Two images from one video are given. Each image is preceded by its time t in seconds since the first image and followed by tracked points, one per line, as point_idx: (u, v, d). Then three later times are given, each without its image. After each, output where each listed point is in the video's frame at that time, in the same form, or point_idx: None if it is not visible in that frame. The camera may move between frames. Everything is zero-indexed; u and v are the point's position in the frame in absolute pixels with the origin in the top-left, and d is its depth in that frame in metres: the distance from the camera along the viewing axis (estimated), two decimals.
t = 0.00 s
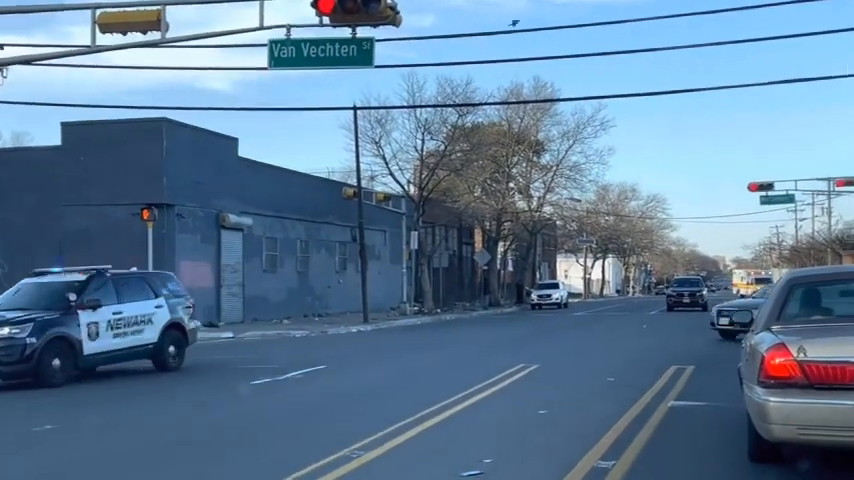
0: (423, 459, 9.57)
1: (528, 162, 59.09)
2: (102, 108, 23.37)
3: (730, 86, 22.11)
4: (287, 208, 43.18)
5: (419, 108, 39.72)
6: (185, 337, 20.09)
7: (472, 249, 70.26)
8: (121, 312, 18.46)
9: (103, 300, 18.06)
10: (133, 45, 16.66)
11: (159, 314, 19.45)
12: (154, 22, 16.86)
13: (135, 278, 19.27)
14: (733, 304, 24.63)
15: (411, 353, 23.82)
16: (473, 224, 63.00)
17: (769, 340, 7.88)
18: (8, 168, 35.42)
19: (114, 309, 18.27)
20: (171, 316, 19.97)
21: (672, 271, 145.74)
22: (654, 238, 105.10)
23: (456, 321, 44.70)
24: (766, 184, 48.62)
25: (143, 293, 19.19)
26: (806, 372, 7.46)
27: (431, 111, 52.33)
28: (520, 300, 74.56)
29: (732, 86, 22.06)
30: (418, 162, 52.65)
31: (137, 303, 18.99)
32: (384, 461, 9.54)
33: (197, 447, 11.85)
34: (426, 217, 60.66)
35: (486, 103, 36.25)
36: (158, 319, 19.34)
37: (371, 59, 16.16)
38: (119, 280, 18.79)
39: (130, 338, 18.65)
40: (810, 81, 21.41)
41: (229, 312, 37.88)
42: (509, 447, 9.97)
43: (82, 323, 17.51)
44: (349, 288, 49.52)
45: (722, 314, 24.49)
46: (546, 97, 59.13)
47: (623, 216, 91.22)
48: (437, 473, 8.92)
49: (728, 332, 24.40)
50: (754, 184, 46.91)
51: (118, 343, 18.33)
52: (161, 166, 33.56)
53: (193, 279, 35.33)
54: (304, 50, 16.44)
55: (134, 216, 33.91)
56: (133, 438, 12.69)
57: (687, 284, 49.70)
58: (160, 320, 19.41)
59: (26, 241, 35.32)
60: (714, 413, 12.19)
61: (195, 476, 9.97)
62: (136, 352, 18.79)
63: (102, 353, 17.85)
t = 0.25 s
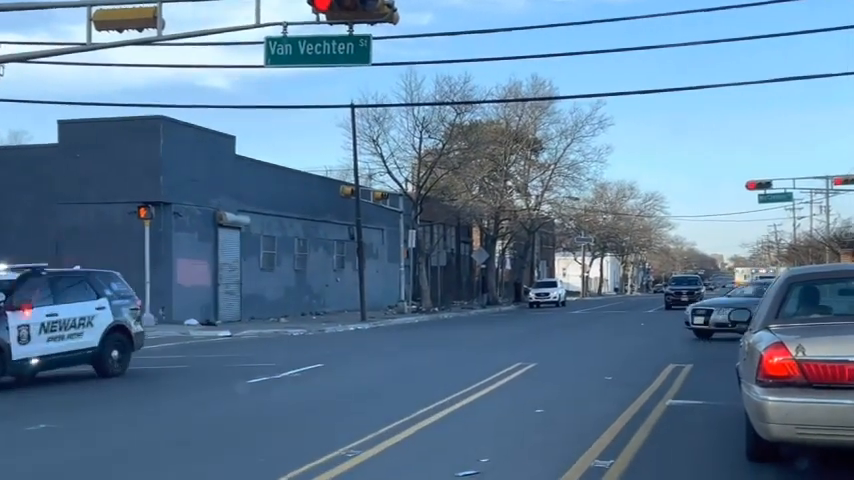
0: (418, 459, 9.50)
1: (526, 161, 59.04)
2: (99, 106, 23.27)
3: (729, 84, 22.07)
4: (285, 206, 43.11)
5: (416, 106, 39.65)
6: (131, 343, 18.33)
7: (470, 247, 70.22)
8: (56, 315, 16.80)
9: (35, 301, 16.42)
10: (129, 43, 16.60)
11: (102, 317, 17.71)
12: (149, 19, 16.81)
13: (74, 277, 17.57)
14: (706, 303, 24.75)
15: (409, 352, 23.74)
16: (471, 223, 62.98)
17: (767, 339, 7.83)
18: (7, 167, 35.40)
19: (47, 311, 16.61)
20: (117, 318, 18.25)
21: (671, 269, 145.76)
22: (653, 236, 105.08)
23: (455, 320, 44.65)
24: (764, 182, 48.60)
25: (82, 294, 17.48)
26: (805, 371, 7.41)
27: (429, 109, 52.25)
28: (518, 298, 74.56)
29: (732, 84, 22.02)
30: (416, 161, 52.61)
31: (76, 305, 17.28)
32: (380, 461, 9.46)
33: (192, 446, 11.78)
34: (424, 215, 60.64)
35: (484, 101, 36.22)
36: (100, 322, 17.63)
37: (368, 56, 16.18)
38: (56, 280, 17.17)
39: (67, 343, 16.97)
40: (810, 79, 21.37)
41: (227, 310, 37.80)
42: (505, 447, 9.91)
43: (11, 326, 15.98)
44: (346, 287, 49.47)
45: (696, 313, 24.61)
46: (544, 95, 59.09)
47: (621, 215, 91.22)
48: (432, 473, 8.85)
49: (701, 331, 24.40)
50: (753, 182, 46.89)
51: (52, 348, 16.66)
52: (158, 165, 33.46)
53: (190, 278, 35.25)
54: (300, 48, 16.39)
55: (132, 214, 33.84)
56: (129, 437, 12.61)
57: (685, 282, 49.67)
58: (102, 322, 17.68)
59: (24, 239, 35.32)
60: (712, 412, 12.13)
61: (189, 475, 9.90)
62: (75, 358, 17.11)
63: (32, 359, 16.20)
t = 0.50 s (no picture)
0: (414, 459, 9.43)
1: (525, 159, 58.94)
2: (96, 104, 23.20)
3: (726, 81, 22.04)
4: (283, 204, 43.01)
5: (415, 104, 39.60)
6: (66, 349, 17.05)
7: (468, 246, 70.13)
8: None
9: None
10: (125, 40, 16.52)
11: (35, 321, 16.46)
12: (146, 17, 16.70)
13: (6, 276, 16.33)
14: (673, 302, 24.56)
15: (407, 351, 23.67)
16: (470, 221, 62.89)
17: (767, 337, 7.76)
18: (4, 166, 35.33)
19: None
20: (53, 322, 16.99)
21: (669, 267, 145.71)
22: (651, 235, 105.01)
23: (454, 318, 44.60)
24: (763, 180, 48.52)
25: (13, 296, 16.23)
26: (804, 370, 7.34)
27: (427, 107, 52.16)
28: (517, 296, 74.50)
29: (729, 82, 21.99)
30: (414, 159, 52.52)
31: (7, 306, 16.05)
32: (376, 461, 9.39)
33: (186, 446, 11.69)
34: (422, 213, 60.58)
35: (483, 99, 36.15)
36: (33, 326, 16.38)
37: (365, 53, 16.04)
38: None
39: None
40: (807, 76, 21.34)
41: (224, 309, 37.72)
42: (502, 446, 9.85)
43: None
44: (344, 285, 49.38)
45: (664, 312, 24.41)
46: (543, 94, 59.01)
47: (620, 213, 91.17)
48: (428, 473, 8.78)
49: (669, 331, 24.22)
50: (751, 181, 46.84)
51: None
52: (156, 163, 33.36)
53: (188, 276, 35.18)
54: (297, 45, 16.33)
55: (129, 213, 33.77)
56: (124, 436, 12.52)
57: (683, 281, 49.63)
58: (35, 326, 16.43)
59: (21, 238, 35.22)
60: (710, 411, 12.07)
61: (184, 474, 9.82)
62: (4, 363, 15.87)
63: None
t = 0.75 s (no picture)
0: (412, 460, 9.38)
1: (523, 158, 58.87)
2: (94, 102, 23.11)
3: (725, 80, 22.00)
4: (281, 203, 42.96)
5: (414, 103, 39.53)
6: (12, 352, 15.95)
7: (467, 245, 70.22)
8: None
9: None
10: (122, 39, 16.50)
11: None
12: (143, 15, 16.65)
13: None
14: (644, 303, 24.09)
15: (406, 350, 23.59)
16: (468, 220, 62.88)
17: (766, 337, 7.71)
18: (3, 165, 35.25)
19: None
20: None
21: (668, 266, 145.61)
22: (650, 233, 104.90)
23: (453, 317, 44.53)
24: (762, 179, 48.43)
25: None
26: (805, 370, 7.29)
27: (426, 106, 52.09)
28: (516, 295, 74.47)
29: (728, 81, 21.96)
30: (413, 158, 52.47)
31: None
32: (373, 461, 9.33)
33: (184, 446, 11.62)
34: (421, 212, 60.61)
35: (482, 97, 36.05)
36: None
37: (363, 53, 15.98)
38: None
39: None
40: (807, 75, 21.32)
41: (223, 307, 37.68)
42: (501, 447, 9.80)
43: None
44: (343, 284, 49.32)
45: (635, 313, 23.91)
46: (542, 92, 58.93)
47: (619, 212, 91.10)
48: (426, 474, 8.72)
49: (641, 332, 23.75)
50: (750, 179, 46.75)
51: None
52: (153, 162, 33.29)
53: (186, 275, 35.12)
54: (295, 43, 16.23)
55: (127, 212, 33.71)
56: (121, 436, 12.46)
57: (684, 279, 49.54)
58: None
59: (18, 238, 35.14)
60: (708, 411, 12.02)
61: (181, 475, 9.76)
62: None
63: None
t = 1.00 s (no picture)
0: (409, 460, 9.34)
1: (522, 157, 58.79)
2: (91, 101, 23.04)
3: (723, 79, 21.89)
4: (280, 203, 42.88)
5: (412, 102, 39.41)
6: None
7: (466, 244, 70.16)
8: None
9: None
10: (120, 38, 16.51)
11: None
12: (140, 13, 16.62)
13: None
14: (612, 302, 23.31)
15: (404, 349, 23.51)
16: (467, 219, 62.83)
17: (765, 337, 7.67)
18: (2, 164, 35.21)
19: None
20: None
21: (667, 265, 145.50)
22: (649, 233, 104.78)
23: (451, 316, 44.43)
24: (761, 178, 48.36)
25: None
26: (805, 370, 7.25)
27: (425, 105, 52.01)
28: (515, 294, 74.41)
29: (726, 80, 21.84)
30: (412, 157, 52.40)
31: None
32: (369, 461, 9.30)
33: (181, 445, 11.57)
34: (420, 211, 60.57)
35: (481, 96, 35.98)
36: None
37: (361, 51, 15.96)
38: None
39: None
40: (807, 74, 21.21)
41: (222, 306, 37.63)
42: (498, 447, 9.76)
43: None
44: (342, 283, 49.26)
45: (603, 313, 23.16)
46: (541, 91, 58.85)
47: (618, 212, 91.01)
48: (424, 474, 8.69)
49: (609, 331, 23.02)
50: (749, 179, 46.67)
51: None
52: (151, 161, 33.24)
53: (184, 274, 35.07)
54: (293, 42, 16.19)
55: (126, 212, 33.65)
56: (118, 436, 12.41)
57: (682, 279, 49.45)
58: None
59: (17, 237, 35.09)
60: (707, 410, 11.97)
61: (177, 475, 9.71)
62: None
63: None
